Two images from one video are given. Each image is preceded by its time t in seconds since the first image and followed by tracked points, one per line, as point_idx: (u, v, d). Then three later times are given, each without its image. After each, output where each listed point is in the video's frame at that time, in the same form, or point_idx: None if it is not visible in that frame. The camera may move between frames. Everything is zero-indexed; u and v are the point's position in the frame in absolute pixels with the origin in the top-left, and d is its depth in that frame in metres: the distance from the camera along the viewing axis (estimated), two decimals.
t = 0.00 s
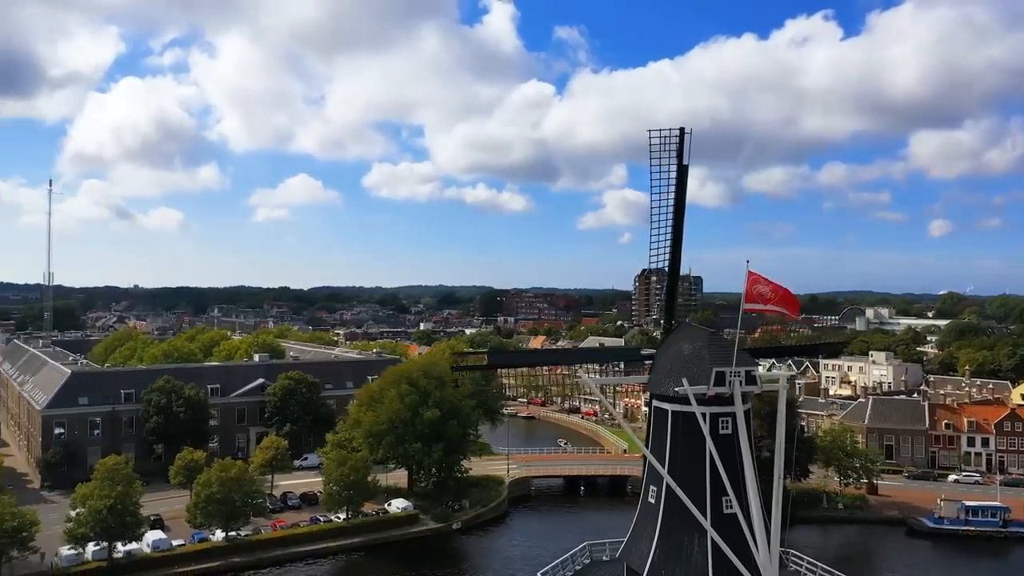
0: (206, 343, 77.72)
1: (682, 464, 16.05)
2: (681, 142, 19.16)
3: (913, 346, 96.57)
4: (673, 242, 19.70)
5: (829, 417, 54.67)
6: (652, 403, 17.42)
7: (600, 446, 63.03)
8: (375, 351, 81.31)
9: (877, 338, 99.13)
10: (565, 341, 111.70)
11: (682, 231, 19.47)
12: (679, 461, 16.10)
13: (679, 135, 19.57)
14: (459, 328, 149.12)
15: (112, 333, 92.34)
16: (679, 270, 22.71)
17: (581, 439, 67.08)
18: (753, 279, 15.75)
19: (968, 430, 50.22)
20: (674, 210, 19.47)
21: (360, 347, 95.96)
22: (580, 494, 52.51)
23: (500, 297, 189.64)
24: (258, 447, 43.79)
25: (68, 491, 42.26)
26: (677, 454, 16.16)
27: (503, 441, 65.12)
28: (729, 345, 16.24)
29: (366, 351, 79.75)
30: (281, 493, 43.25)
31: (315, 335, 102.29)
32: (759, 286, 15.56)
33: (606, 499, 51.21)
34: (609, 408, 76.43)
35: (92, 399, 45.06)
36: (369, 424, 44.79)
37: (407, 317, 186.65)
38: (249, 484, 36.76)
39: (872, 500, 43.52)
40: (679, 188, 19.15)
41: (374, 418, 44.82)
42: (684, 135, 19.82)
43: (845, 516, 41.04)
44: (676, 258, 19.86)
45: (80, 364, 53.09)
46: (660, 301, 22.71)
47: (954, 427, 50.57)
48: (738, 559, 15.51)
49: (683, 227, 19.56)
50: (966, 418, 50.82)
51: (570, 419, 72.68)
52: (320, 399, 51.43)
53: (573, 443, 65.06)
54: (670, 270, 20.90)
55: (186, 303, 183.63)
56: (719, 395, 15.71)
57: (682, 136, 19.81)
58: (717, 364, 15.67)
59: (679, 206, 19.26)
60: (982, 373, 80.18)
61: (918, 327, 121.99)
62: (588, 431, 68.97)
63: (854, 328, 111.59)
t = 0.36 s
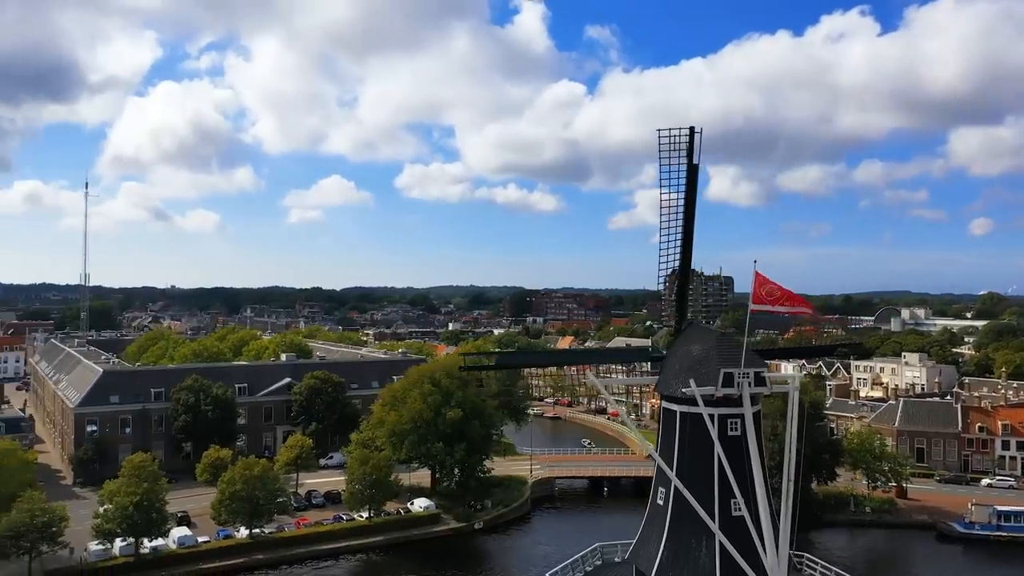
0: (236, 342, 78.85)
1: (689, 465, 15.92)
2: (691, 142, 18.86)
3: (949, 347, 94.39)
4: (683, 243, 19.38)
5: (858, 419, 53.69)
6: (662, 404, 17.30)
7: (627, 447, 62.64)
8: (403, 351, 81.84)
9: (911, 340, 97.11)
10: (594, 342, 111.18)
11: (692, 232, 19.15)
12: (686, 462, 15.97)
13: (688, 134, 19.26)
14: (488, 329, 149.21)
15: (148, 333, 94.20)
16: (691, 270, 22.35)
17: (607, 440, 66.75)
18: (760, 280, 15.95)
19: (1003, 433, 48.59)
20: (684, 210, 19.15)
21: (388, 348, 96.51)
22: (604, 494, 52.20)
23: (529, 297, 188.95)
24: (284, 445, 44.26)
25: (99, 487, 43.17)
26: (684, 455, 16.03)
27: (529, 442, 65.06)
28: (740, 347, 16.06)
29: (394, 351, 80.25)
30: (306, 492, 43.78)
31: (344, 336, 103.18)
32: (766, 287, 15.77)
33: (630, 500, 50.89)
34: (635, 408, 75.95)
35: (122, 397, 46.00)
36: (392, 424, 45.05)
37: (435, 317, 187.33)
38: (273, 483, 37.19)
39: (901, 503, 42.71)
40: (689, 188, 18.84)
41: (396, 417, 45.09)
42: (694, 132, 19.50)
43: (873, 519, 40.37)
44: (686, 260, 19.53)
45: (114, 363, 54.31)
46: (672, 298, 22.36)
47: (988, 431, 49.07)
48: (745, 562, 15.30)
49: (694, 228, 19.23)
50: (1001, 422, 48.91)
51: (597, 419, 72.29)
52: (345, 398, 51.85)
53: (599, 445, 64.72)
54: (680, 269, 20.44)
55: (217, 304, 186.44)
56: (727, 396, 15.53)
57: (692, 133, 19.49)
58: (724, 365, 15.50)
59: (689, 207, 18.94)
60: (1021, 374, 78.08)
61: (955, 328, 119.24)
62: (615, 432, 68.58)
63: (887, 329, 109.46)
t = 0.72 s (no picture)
0: (266, 342, 79.95)
1: (697, 467, 15.77)
2: (701, 140, 18.58)
3: (987, 348, 92.11)
4: (693, 243, 19.11)
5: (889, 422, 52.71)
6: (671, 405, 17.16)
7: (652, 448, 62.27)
8: (430, 351, 82.20)
9: (948, 341, 94.98)
10: (623, 342, 110.76)
11: (703, 231, 18.88)
12: (695, 464, 15.82)
13: (698, 132, 18.95)
14: (517, 328, 149.30)
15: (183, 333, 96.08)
16: (704, 271, 21.42)
17: (633, 441, 66.43)
18: (769, 281, 15.83)
19: None
20: (693, 209, 18.87)
21: (417, 347, 97.17)
22: (628, 495, 51.96)
23: (557, 297, 188.69)
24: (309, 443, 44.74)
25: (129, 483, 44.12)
26: (693, 457, 15.89)
27: (555, 442, 65.10)
28: (750, 346, 15.92)
29: (421, 351, 80.77)
30: (330, 490, 44.21)
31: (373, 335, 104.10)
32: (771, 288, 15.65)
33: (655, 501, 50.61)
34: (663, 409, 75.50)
35: (153, 395, 46.91)
36: (415, 424, 45.34)
37: (462, 317, 187.90)
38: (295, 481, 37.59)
39: (931, 508, 41.83)
40: (700, 187, 18.57)
41: (419, 417, 45.38)
42: (704, 132, 19.18)
43: (901, 524, 39.59)
44: (697, 260, 19.26)
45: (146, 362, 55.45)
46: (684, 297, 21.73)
47: None
48: (754, 566, 15.11)
49: (704, 228, 18.94)
50: None
51: (623, 420, 72.06)
52: (370, 398, 52.30)
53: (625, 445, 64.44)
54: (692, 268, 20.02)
55: (247, 304, 189.12)
56: (736, 398, 15.36)
57: (702, 132, 19.18)
58: (733, 366, 15.34)
59: (699, 206, 18.66)
60: None
61: (995, 329, 116.27)
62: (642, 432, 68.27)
63: (924, 330, 107.22)
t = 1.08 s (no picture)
0: (295, 342, 80.87)
1: (707, 468, 15.62)
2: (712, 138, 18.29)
3: None
4: (704, 243, 18.79)
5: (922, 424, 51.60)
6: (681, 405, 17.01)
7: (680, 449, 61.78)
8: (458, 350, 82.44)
9: (988, 341, 92.61)
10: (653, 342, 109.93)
11: (714, 231, 18.60)
12: (704, 465, 15.67)
13: (709, 130, 18.66)
14: (547, 328, 148.85)
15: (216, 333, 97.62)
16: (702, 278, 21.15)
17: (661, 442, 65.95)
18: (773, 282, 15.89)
19: None
20: (705, 208, 18.59)
21: (446, 347, 97.51)
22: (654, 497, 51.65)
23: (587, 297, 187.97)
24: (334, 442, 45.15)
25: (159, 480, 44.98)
26: (702, 458, 15.74)
27: (581, 442, 64.96)
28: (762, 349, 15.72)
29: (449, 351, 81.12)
30: (355, 489, 44.59)
31: (402, 335, 104.66)
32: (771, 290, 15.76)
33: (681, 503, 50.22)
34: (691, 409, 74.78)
35: (184, 393, 47.78)
36: (439, 423, 45.58)
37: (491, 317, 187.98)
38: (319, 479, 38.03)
39: (964, 512, 40.89)
40: (712, 185, 18.31)
41: (443, 416, 45.62)
42: (716, 129, 18.85)
43: (933, 529, 38.69)
44: (709, 260, 18.95)
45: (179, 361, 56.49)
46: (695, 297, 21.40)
47: None
48: (763, 569, 14.94)
49: (715, 227, 18.65)
50: None
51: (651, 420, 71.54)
52: (396, 397, 52.66)
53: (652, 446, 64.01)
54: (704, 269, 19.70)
55: (279, 304, 191.69)
56: (746, 399, 15.19)
57: (714, 130, 18.86)
58: (742, 367, 15.17)
59: (711, 205, 18.38)
60: None
61: None
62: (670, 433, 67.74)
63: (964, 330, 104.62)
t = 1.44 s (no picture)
0: (324, 341, 81.77)
1: (715, 469, 15.51)
2: (722, 137, 18.15)
3: None
4: (714, 242, 18.61)
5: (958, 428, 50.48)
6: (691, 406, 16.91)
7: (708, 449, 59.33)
8: (485, 349, 82.67)
9: None
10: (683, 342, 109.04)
11: (724, 230, 18.41)
12: (712, 465, 15.58)
13: (719, 129, 18.45)
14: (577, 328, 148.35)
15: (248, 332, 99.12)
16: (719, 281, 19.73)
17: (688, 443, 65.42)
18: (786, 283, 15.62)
19: None
20: (714, 208, 18.43)
21: (475, 347, 97.77)
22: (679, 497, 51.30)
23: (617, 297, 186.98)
24: (360, 440, 45.60)
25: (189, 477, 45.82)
26: (710, 458, 15.64)
27: (608, 441, 64.75)
28: (772, 349, 15.57)
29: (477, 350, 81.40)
30: (379, 487, 44.95)
31: (431, 334, 105.16)
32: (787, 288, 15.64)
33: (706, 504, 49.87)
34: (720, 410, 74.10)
35: (213, 392, 48.62)
36: (462, 422, 45.77)
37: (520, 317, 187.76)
38: (342, 478, 38.47)
39: (998, 517, 39.93)
40: (721, 184, 18.16)
41: (466, 415, 45.77)
42: (725, 127, 18.59)
43: (964, 533, 37.72)
44: (720, 259, 18.74)
45: (209, 360, 57.47)
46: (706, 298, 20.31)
47: None
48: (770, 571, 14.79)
49: (725, 227, 18.48)
50: None
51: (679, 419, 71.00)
52: (422, 396, 52.96)
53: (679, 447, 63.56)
54: (714, 268, 19.27)
55: (309, 304, 194.04)
56: (754, 399, 15.07)
57: (723, 128, 18.60)
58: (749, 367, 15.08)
59: (721, 204, 18.22)
60: None
61: None
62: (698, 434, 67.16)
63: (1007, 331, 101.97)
